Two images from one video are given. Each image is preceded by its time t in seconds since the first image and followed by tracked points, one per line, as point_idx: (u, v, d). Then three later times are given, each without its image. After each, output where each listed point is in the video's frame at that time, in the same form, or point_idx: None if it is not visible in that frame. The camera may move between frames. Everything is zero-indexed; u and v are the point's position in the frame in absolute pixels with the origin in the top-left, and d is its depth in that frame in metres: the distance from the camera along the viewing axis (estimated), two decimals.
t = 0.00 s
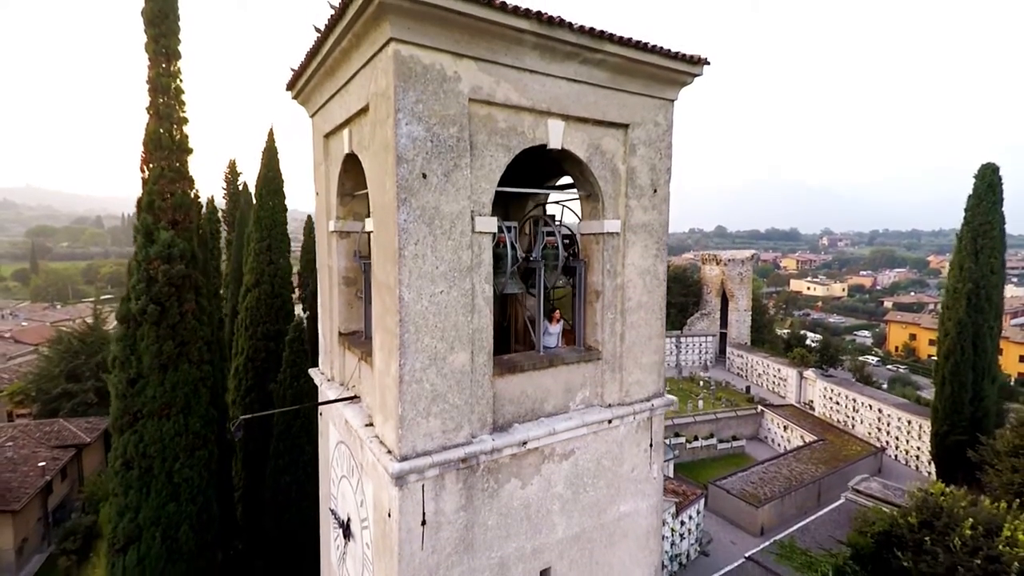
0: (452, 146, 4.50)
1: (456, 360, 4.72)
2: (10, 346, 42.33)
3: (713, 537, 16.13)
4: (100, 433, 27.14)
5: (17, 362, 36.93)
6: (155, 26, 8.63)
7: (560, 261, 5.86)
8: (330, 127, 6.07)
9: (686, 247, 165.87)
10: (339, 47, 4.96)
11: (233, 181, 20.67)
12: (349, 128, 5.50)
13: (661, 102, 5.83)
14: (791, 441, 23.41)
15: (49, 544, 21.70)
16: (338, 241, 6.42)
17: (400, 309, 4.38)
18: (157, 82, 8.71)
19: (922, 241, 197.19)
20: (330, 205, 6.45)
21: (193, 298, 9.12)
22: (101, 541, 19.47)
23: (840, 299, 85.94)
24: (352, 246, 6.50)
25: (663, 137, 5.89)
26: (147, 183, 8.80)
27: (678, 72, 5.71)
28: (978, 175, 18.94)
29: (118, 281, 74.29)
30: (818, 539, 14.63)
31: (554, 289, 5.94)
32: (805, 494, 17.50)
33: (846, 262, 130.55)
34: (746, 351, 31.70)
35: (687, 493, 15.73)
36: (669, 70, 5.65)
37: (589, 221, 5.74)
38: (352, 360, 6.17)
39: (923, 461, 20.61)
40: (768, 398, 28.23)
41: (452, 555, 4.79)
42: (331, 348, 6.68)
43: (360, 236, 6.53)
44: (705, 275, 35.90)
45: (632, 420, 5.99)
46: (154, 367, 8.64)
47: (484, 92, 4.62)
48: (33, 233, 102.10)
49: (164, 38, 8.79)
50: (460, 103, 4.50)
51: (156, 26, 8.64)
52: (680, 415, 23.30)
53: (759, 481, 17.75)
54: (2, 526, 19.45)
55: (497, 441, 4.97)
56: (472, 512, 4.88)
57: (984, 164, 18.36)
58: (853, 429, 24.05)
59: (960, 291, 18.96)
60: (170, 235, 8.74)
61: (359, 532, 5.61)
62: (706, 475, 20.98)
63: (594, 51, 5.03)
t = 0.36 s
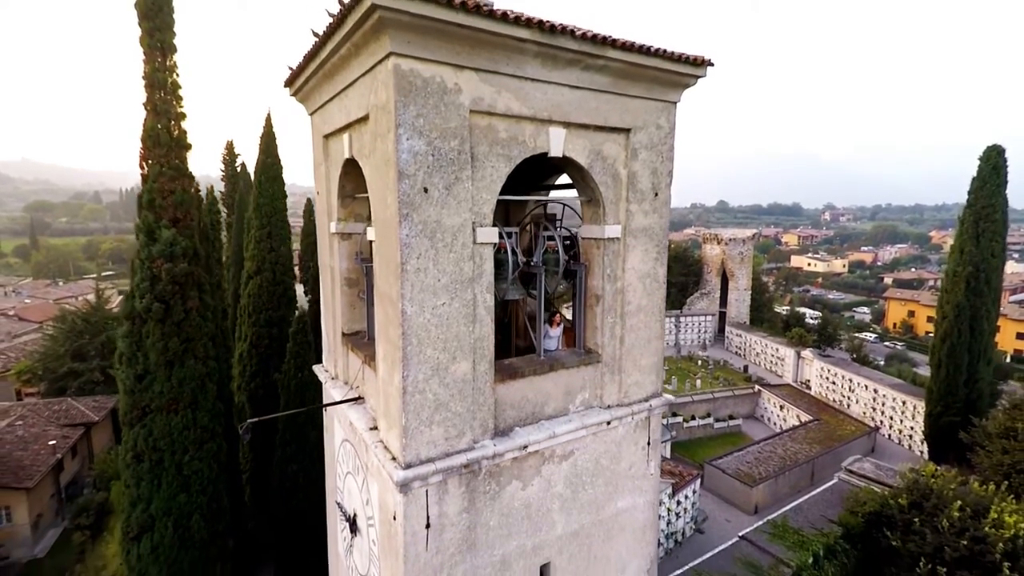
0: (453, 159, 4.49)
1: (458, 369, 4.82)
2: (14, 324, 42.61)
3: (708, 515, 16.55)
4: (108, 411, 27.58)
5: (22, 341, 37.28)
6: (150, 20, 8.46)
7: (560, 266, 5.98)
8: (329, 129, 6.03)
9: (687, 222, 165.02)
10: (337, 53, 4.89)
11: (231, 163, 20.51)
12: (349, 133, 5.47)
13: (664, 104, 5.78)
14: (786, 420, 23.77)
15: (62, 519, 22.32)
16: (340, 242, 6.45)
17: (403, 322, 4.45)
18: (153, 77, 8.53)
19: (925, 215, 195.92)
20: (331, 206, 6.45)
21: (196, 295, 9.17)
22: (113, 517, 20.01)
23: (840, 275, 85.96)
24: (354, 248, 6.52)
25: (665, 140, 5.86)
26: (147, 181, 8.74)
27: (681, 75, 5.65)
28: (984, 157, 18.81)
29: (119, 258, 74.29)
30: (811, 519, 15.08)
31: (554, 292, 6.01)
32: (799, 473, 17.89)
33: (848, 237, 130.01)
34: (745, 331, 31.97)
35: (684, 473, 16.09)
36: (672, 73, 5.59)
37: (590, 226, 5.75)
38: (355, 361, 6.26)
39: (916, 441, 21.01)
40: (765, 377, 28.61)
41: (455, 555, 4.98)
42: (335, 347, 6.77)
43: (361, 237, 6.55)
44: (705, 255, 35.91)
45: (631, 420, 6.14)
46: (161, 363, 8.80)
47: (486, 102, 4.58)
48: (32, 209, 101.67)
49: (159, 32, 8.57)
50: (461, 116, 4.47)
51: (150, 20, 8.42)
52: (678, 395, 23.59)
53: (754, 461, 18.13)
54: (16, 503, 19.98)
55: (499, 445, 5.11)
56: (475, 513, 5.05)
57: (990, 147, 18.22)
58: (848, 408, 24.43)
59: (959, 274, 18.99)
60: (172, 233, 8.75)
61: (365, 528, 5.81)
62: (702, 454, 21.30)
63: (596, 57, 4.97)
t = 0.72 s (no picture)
0: (454, 171, 4.52)
1: (461, 377, 4.94)
2: (19, 302, 42.84)
3: (704, 494, 16.93)
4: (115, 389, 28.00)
5: (27, 319, 37.61)
6: (146, 13, 8.08)
7: (560, 270, 6.02)
8: (330, 131, 6.01)
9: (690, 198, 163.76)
10: (337, 60, 4.85)
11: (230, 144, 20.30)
12: (351, 139, 5.46)
13: (666, 108, 5.75)
14: (784, 400, 24.13)
15: (76, 495, 22.96)
16: (343, 243, 6.50)
17: (406, 333, 4.55)
18: (151, 73, 8.25)
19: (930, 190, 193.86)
20: (333, 207, 6.47)
21: (201, 292, 8.98)
22: (125, 493, 20.55)
23: (842, 252, 85.75)
24: (357, 248, 6.58)
25: (667, 143, 5.85)
26: (147, 179, 8.51)
27: (685, 78, 5.60)
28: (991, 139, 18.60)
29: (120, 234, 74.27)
30: (804, 499, 15.22)
31: (556, 296, 6.06)
32: (794, 454, 18.24)
33: (851, 213, 129.22)
34: (745, 311, 32.17)
35: (681, 455, 16.41)
36: (675, 77, 5.55)
37: (591, 230, 5.79)
38: (360, 360, 6.38)
39: (910, 421, 21.37)
40: (764, 357, 28.91)
41: (459, 551, 5.20)
42: (339, 345, 6.89)
43: (364, 238, 6.59)
44: (707, 234, 35.84)
45: (629, 418, 6.30)
46: (169, 359, 8.62)
47: (487, 115, 4.59)
48: (31, 184, 101.01)
49: (156, 27, 8.16)
50: (462, 129, 4.48)
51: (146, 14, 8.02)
52: (677, 375, 23.94)
53: (750, 441, 18.46)
54: (31, 480, 20.53)
55: (500, 447, 5.27)
56: (478, 512, 5.25)
57: (997, 129, 18.02)
58: (844, 388, 24.76)
59: (960, 257, 18.97)
60: (175, 232, 8.53)
61: (372, 522, 6.03)
62: (700, 433, 21.72)
63: (598, 65, 4.94)
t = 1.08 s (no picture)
0: (455, 183, 4.55)
1: (463, 383, 5.08)
2: (22, 280, 43.03)
3: (700, 473, 17.31)
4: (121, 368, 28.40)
5: (31, 297, 37.88)
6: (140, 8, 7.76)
7: (560, 274, 5.96)
8: (331, 134, 6.01)
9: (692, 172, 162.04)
10: (337, 69, 4.81)
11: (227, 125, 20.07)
12: (352, 145, 5.46)
13: (667, 111, 5.73)
14: (780, 380, 24.49)
15: (88, 471, 23.57)
16: (345, 244, 6.56)
17: (409, 343, 4.67)
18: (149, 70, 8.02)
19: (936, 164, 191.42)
20: (335, 208, 6.52)
21: (205, 287, 8.82)
22: (136, 471, 21.08)
23: (844, 228, 85.39)
24: (359, 249, 6.65)
25: (667, 147, 5.86)
26: (148, 175, 8.19)
27: (686, 81, 5.57)
28: (998, 121, 18.37)
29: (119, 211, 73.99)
30: (797, 480, 15.56)
31: (556, 299, 6.10)
32: (789, 434, 18.58)
33: (855, 188, 128.07)
34: (745, 291, 32.35)
35: (677, 436, 16.71)
36: (677, 81, 5.52)
37: (591, 235, 5.84)
38: (363, 359, 6.53)
39: (904, 401, 21.71)
40: (762, 337, 29.19)
41: (462, 546, 5.44)
42: (343, 343, 7.03)
43: (366, 239, 6.65)
44: (709, 213, 35.73)
45: (627, 416, 6.47)
46: (176, 353, 8.46)
47: (487, 127, 4.61)
48: (27, 159, 100.03)
49: (152, 22, 7.87)
50: (463, 142, 4.51)
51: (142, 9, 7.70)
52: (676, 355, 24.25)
53: (746, 422, 18.78)
54: (44, 457, 21.04)
55: (501, 448, 5.45)
56: (480, 509, 5.47)
57: (1004, 110, 17.79)
58: (841, 368, 25.07)
59: (961, 241, 18.95)
60: (179, 229, 8.32)
61: (377, 516, 6.27)
62: (697, 413, 22.11)
63: (599, 73, 4.92)
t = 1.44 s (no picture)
0: (456, 196, 4.61)
1: (464, 388, 5.24)
2: (24, 258, 43.11)
3: (695, 453, 17.65)
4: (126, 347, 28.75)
5: (33, 276, 38.09)
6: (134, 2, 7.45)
7: (560, 277, 6.13)
8: (331, 137, 6.01)
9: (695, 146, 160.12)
10: (338, 78, 4.80)
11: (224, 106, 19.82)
12: (353, 151, 5.47)
13: (667, 116, 5.74)
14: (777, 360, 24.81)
15: (99, 447, 24.14)
16: (348, 244, 6.63)
17: (412, 352, 4.81)
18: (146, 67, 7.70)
19: (942, 137, 188.66)
20: (337, 209, 6.56)
21: (210, 283, 8.46)
22: (145, 449, 21.58)
23: (846, 203, 84.87)
24: (361, 249, 6.72)
25: (667, 151, 5.88)
26: (148, 173, 7.77)
27: (687, 87, 5.57)
28: (1004, 101, 18.15)
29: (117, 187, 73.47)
30: (790, 461, 15.93)
31: (556, 301, 6.22)
32: (785, 414, 18.89)
33: (859, 162, 126.63)
34: (744, 270, 32.50)
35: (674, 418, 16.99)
36: (677, 86, 5.50)
37: (590, 239, 5.92)
38: (367, 358, 6.68)
39: (898, 382, 22.03)
40: (760, 317, 29.45)
41: (464, 540, 5.69)
42: (347, 340, 7.17)
43: (368, 239, 6.72)
44: (711, 192, 35.60)
45: (624, 413, 6.66)
46: (183, 348, 8.19)
47: (487, 140, 4.64)
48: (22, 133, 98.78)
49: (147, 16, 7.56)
50: (464, 155, 4.55)
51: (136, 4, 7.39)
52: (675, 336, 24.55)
53: (742, 403, 19.08)
54: (55, 436, 21.53)
55: (501, 448, 5.66)
56: (481, 505, 5.70)
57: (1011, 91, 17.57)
58: (838, 348, 25.35)
59: (961, 224, 18.93)
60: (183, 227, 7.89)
61: (383, 508, 6.52)
62: (694, 393, 22.47)
63: (599, 82, 4.92)
